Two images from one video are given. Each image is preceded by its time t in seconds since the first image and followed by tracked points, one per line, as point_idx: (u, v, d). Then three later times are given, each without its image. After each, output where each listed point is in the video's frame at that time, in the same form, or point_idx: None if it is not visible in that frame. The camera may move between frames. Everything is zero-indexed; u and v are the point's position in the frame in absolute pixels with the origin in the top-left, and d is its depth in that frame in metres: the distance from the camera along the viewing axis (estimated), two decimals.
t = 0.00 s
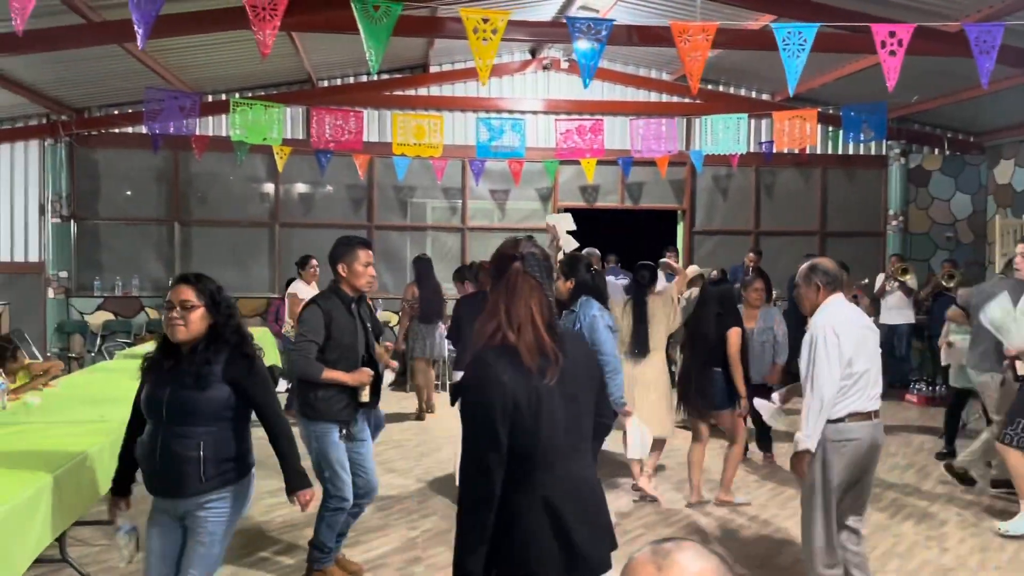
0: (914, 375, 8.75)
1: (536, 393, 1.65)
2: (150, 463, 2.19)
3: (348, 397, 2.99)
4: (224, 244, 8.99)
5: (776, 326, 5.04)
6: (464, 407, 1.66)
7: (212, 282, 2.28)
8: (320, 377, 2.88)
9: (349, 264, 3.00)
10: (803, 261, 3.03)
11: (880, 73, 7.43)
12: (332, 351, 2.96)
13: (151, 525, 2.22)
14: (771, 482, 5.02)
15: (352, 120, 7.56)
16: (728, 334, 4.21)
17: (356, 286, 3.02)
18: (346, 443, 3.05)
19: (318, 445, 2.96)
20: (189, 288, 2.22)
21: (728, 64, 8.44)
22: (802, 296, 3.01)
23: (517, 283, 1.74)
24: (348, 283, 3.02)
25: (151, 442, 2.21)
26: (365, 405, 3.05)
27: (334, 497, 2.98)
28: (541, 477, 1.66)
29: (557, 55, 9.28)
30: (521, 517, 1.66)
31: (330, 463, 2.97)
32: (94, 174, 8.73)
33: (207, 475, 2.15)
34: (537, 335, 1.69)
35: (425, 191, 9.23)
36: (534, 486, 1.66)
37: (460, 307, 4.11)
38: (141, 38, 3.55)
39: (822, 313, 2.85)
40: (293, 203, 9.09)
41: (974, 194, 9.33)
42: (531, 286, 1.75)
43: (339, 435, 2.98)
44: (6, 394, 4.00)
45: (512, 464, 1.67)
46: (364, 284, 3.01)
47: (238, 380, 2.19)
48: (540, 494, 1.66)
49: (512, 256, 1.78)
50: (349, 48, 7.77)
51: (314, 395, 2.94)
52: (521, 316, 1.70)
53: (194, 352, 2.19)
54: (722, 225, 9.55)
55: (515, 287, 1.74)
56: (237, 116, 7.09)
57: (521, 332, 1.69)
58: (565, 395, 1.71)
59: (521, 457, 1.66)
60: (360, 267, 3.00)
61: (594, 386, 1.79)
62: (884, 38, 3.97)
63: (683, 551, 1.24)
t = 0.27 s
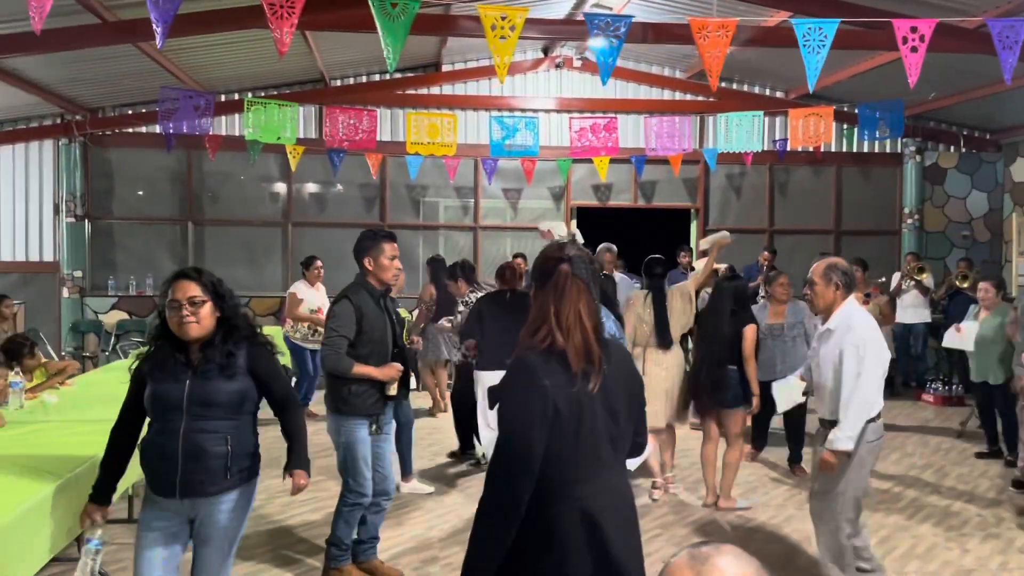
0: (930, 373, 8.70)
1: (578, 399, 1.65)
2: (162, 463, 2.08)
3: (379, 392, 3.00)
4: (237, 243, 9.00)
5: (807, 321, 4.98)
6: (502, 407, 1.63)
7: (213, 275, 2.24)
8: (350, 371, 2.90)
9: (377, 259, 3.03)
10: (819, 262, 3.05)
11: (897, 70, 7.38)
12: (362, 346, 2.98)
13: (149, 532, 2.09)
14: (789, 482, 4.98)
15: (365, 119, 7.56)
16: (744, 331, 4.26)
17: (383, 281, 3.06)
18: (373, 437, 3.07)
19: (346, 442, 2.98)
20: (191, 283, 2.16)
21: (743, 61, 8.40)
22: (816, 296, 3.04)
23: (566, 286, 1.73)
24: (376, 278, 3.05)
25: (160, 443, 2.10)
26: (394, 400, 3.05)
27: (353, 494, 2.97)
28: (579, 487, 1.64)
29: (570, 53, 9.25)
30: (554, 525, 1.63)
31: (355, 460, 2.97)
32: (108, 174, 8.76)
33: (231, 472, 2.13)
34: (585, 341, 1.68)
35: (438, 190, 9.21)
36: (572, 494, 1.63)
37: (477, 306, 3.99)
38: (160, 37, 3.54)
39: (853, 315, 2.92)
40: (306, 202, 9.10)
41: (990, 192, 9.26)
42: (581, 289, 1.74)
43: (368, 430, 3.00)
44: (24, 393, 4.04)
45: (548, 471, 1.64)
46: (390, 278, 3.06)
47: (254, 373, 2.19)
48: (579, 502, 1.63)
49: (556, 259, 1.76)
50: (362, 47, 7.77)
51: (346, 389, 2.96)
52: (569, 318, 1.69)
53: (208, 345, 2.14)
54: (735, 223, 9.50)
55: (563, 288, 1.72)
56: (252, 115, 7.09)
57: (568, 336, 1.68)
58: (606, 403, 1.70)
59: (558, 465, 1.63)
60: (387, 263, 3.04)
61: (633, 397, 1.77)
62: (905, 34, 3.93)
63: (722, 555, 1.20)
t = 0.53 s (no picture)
0: (931, 370, 8.69)
1: (616, 389, 1.66)
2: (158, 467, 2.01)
3: (394, 391, 3.01)
4: (237, 240, 8.98)
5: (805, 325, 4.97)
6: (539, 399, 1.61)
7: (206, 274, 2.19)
8: (363, 372, 2.92)
9: (388, 260, 3.05)
10: (822, 261, 3.14)
11: (900, 67, 7.36)
12: (374, 348, 3.02)
13: (134, 538, 2.02)
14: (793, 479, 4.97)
15: (367, 115, 7.53)
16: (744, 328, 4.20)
17: (395, 281, 3.08)
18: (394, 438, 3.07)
19: (366, 443, 2.98)
20: (188, 278, 2.11)
21: (745, 58, 8.37)
22: (822, 294, 3.12)
23: (597, 275, 1.77)
24: (387, 279, 3.07)
25: (154, 445, 2.02)
26: (410, 399, 3.07)
27: (382, 494, 2.95)
28: (622, 480, 1.65)
29: (570, 50, 9.22)
30: (598, 520, 1.62)
31: (382, 459, 2.96)
32: (107, 171, 8.72)
33: (225, 479, 2.10)
34: (619, 329, 1.72)
35: (438, 187, 9.19)
36: (617, 489, 1.64)
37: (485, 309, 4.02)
38: (164, 32, 3.52)
39: (864, 309, 3.07)
40: (306, 199, 9.07)
41: (991, 189, 9.26)
42: (610, 278, 1.78)
43: (388, 431, 3.00)
44: (27, 390, 4.03)
45: (589, 465, 1.63)
46: (402, 278, 3.08)
47: (247, 379, 2.16)
48: (624, 496, 1.64)
49: (582, 250, 1.80)
50: (363, 44, 7.74)
51: (360, 391, 2.96)
52: (600, 304, 1.74)
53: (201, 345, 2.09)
54: (736, 220, 9.49)
55: (593, 278, 1.76)
56: (252, 111, 7.06)
57: (601, 325, 1.72)
58: (641, 395, 1.73)
59: (601, 457, 1.64)
60: (398, 263, 3.06)
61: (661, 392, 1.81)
62: (913, 29, 3.91)
63: (749, 558, 1.17)
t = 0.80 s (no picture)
0: (915, 366, 8.75)
1: (631, 384, 1.65)
2: (123, 482, 1.94)
3: (387, 388, 2.97)
4: (221, 235, 8.90)
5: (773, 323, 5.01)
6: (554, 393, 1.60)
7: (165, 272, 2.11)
8: (354, 367, 2.87)
9: (384, 255, 3.02)
10: (807, 262, 3.10)
11: (886, 63, 7.39)
12: (366, 343, 2.98)
13: (91, 555, 1.96)
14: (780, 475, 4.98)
15: (353, 109, 7.47)
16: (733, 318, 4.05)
17: (390, 275, 3.04)
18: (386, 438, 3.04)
19: (357, 441, 2.96)
20: (153, 276, 2.04)
21: (731, 54, 8.38)
22: (811, 295, 3.09)
23: (613, 266, 1.74)
24: (382, 273, 3.04)
25: (112, 458, 1.94)
26: (401, 395, 3.02)
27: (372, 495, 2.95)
28: (636, 477, 1.64)
29: (557, 45, 9.18)
30: (613, 518, 1.61)
31: (372, 459, 2.94)
32: (88, 165, 8.61)
33: (189, 488, 2.06)
34: (635, 323, 1.70)
35: (424, 182, 9.15)
36: (632, 486, 1.63)
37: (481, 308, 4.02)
38: (148, 23, 3.46)
39: (842, 306, 3.15)
40: (291, 194, 9.00)
41: (975, 185, 9.33)
42: (625, 269, 1.76)
43: (378, 430, 2.98)
44: (6, 387, 3.96)
45: (605, 461, 1.63)
46: (398, 272, 3.04)
47: (209, 384, 2.12)
48: (638, 493, 1.63)
49: (593, 240, 1.77)
50: (349, 37, 7.68)
51: (351, 387, 2.93)
52: (616, 295, 1.71)
53: (166, 348, 2.03)
54: (722, 216, 9.50)
55: (608, 270, 1.73)
56: (237, 105, 6.99)
57: (616, 317, 1.69)
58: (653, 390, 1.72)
59: (616, 453, 1.63)
60: (394, 258, 3.02)
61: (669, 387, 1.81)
62: (902, 24, 3.91)
63: (753, 555, 1.15)
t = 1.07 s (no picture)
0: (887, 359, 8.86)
1: (616, 388, 1.70)
2: (134, 473, 2.02)
3: (376, 380, 2.97)
4: (195, 230, 8.79)
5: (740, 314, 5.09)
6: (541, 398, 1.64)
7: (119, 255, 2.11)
8: (345, 358, 2.86)
9: (377, 246, 3.00)
10: (798, 247, 3.18)
11: (861, 60, 7.47)
12: (360, 333, 2.96)
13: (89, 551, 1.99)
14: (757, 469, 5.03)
15: (329, 103, 7.41)
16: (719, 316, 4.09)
17: (383, 266, 3.03)
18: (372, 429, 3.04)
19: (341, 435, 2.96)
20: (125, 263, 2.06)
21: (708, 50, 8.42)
22: (802, 279, 3.19)
23: (605, 266, 1.76)
24: (377, 263, 3.03)
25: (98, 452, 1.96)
26: (391, 387, 3.03)
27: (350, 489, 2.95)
28: (622, 478, 1.69)
29: (534, 40, 9.15)
30: (596, 517, 1.67)
31: (353, 455, 2.94)
32: (58, 157, 8.45)
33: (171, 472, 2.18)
34: (625, 323, 1.74)
35: (401, 177, 9.09)
36: (617, 488, 1.68)
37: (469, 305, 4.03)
38: (123, 13, 3.40)
39: (817, 290, 3.30)
40: (266, 189, 8.91)
41: (945, 181, 9.47)
42: (617, 269, 1.78)
43: (366, 423, 2.97)
44: None
45: (592, 462, 1.68)
46: (391, 263, 3.03)
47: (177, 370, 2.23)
48: (624, 495, 1.68)
49: (586, 240, 1.78)
50: (326, 30, 7.61)
51: (342, 377, 2.92)
52: (608, 297, 1.74)
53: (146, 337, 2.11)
54: (699, 212, 9.55)
55: (603, 270, 1.76)
56: (211, 98, 6.90)
57: (609, 319, 1.73)
58: (639, 392, 1.76)
59: (602, 455, 1.68)
60: (387, 249, 3.01)
61: (656, 387, 1.85)
62: (879, 20, 3.95)
63: (746, 547, 1.15)
